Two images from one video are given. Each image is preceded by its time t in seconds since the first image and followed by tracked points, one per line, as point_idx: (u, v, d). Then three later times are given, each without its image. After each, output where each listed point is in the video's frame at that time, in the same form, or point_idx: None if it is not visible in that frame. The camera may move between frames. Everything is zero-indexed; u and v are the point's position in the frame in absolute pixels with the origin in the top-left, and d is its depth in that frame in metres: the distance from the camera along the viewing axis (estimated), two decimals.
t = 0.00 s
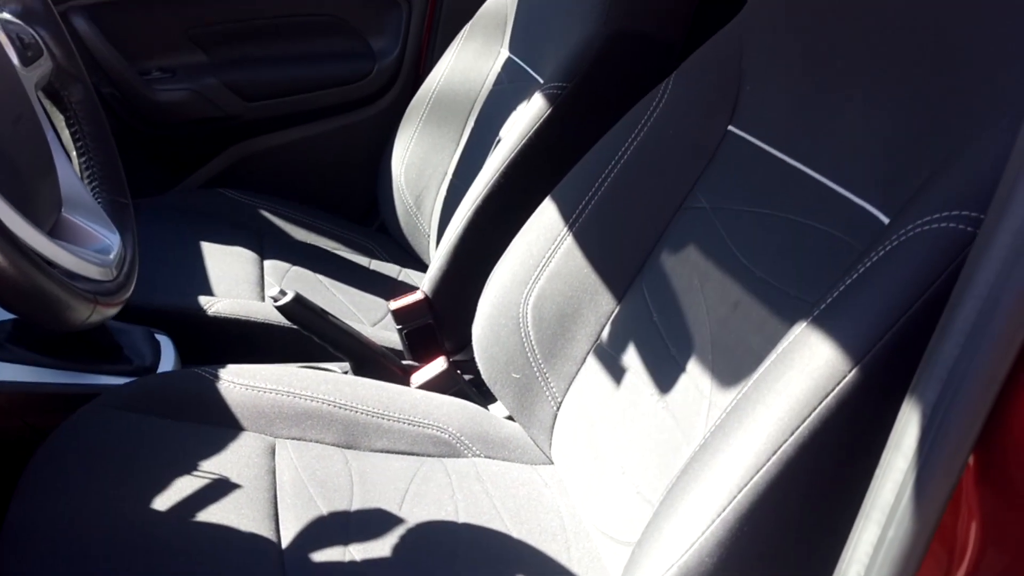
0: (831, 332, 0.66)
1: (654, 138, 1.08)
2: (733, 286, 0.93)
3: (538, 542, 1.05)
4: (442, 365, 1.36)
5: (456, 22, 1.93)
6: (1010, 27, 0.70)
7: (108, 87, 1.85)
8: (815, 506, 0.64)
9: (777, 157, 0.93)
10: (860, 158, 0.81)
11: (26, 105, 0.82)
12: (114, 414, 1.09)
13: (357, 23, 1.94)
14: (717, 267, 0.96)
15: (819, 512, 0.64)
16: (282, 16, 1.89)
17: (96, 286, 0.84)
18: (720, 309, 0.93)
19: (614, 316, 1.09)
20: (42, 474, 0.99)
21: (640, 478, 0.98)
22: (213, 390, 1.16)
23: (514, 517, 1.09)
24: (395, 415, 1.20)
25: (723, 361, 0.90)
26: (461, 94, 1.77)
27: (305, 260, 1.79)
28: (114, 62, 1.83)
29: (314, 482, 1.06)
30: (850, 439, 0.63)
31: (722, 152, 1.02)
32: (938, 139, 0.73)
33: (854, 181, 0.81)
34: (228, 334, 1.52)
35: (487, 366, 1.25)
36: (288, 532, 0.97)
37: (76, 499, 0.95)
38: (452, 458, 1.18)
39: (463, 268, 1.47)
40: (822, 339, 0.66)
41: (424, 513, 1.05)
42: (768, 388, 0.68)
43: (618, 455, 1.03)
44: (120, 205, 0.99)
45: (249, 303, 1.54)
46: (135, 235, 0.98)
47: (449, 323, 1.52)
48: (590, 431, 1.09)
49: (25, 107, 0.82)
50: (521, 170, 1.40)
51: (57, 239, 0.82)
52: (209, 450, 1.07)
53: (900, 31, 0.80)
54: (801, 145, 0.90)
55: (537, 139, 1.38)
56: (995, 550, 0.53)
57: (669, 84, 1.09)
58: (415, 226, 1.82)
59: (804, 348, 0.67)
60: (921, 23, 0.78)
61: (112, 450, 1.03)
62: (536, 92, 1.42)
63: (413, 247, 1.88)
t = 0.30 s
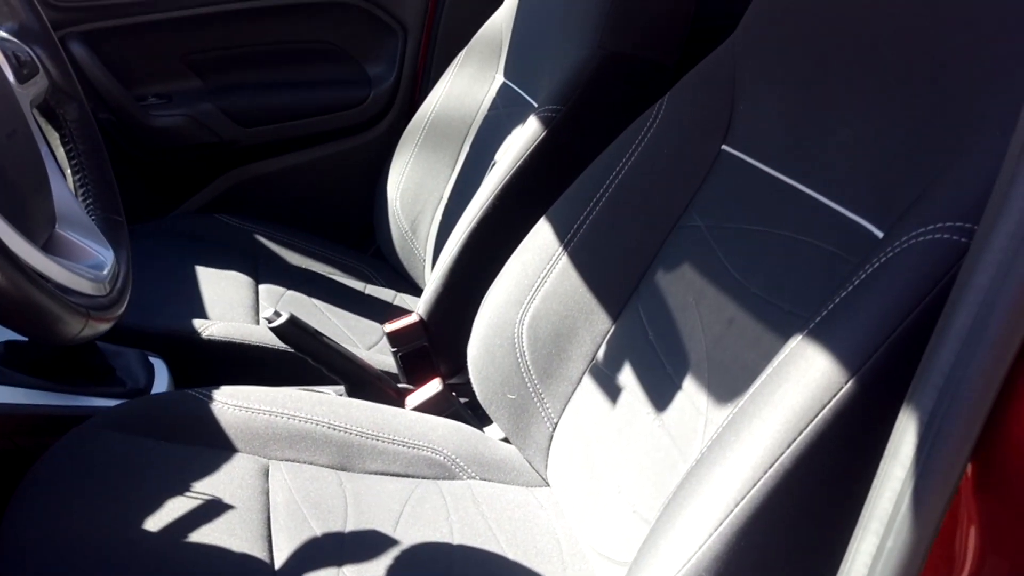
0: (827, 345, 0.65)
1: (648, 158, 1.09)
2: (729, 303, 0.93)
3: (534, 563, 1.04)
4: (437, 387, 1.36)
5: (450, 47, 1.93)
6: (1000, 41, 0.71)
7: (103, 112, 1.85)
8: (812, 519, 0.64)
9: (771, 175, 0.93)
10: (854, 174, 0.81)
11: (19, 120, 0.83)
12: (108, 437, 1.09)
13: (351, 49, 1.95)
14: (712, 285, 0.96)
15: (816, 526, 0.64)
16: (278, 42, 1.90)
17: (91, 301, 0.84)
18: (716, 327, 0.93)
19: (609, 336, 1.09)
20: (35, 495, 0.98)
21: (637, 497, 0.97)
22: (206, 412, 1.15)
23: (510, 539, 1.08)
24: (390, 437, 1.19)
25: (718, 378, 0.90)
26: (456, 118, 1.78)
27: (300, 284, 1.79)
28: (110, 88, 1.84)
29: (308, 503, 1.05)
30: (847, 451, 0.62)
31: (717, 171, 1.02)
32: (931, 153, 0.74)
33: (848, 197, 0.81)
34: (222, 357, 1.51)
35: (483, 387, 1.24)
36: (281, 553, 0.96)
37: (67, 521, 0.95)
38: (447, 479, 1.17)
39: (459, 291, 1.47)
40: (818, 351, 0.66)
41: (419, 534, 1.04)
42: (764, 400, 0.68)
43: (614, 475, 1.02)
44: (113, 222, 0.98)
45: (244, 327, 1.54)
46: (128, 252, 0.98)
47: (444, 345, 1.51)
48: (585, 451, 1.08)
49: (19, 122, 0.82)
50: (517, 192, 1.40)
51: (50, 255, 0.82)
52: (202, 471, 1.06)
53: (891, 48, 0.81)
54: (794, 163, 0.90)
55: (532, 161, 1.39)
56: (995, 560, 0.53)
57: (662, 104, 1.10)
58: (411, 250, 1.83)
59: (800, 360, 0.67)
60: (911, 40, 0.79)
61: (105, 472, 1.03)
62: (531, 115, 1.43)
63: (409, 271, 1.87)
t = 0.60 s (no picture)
0: (823, 357, 0.65)
1: (642, 177, 1.09)
2: (724, 320, 0.92)
3: None
4: (430, 409, 1.34)
5: (444, 73, 1.94)
6: (991, 53, 0.71)
7: (98, 138, 1.85)
8: (811, 534, 0.63)
9: (765, 192, 0.93)
10: (849, 189, 0.82)
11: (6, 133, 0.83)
12: (97, 459, 1.08)
13: (345, 75, 1.95)
14: (707, 302, 0.96)
15: (815, 541, 0.63)
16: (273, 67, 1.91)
17: (81, 314, 0.83)
18: (711, 342, 0.93)
19: (604, 355, 1.08)
20: (22, 518, 0.97)
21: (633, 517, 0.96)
22: (197, 434, 1.14)
23: (504, 561, 1.06)
24: (383, 459, 1.18)
25: (714, 396, 0.90)
26: (451, 142, 1.78)
27: (293, 308, 1.78)
28: (104, 114, 1.84)
29: (299, 525, 1.04)
30: (845, 463, 0.62)
31: (711, 190, 1.02)
32: (924, 167, 0.74)
33: (842, 211, 0.81)
34: (213, 380, 1.50)
35: (477, 408, 1.23)
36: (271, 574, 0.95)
37: (54, 542, 0.93)
38: (440, 502, 1.15)
39: (452, 314, 1.46)
40: (814, 363, 0.65)
41: (411, 556, 1.03)
42: (761, 413, 0.67)
43: (610, 495, 1.01)
44: (105, 238, 0.98)
45: (237, 351, 1.53)
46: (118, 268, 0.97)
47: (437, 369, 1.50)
48: (580, 472, 1.07)
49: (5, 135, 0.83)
50: (511, 213, 1.40)
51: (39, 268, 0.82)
52: (191, 493, 1.05)
53: (883, 62, 0.81)
54: (788, 179, 0.90)
55: (526, 183, 1.39)
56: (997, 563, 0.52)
57: (655, 124, 1.10)
58: (405, 274, 1.82)
59: (795, 373, 0.66)
60: (901, 55, 0.79)
61: (94, 494, 1.01)
62: (525, 137, 1.43)
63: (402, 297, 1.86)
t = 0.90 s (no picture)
0: (816, 366, 0.65)
1: (635, 194, 1.09)
2: (717, 335, 0.92)
3: None
4: (421, 429, 1.34)
5: (438, 97, 1.96)
6: (977, 69, 0.72)
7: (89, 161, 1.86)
8: (804, 543, 0.62)
9: (756, 208, 0.94)
10: (840, 203, 0.82)
11: None
12: (83, 476, 1.07)
13: (339, 99, 1.95)
14: (700, 318, 0.95)
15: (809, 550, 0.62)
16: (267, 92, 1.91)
17: (67, 322, 0.83)
18: (704, 357, 0.93)
19: (597, 372, 1.07)
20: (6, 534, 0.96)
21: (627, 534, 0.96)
22: (184, 451, 1.13)
23: None
24: (373, 479, 1.17)
25: (707, 411, 0.89)
26: (445, 164, 1.78)
27: (283, 329, 1.77)
28: (97, 137, 1.84)
29: (287, 543, 1.03)
30: (838, 470, 0.61)
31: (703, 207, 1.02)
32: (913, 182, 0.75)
33: (833, 225, 0.82)
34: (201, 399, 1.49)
35: (467, 425, 1.21)
36: None
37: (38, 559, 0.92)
38: (430, 523, 1.14)
39: (443, 333, 1.45)
40: (807, 371, 0.65)
41: None
42: (754, 423, 0.67)
43: (602, 513, 1.00)
44: (93, 249, 0.99)
45: (228, 373, 1.51)
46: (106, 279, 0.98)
47: (429, 389, 1.49)
48: (572, 490, 1.06)
49: None
50: (503, 233, 1.40)
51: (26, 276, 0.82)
52: (178, 509, 1.04)
53: (875, 79, 0.82)
54: (780, 194, 0.91)
55: (519, 203, 1.39)
56: (996, 565, 0.52)
57: (647, 143, 1.10)
58: (396, 297, 1.81)
59: (789, 382, 0.66)
60: (889, 72, 0.80)
61: (79, 511, 1.00)
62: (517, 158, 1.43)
63: (394, 320, 1.85)
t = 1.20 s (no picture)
0: (801, 378, 0.65)
1: (621, 214, 1.10)
2: (703, 351, 0.92)
3: None
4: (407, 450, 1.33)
5: (427, 123, 1.98)
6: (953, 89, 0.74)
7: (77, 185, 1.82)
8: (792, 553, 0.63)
9: (741, 227, 0.95)
10: (823, 221, 0.83)
11: None
12: (65, 495, 1.06)
13: (328, 126, 1.98)
14: (686, 336, 0.96)
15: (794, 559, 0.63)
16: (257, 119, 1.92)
17: (53, 331, 0.83)
18: (690, 373, 0.93)
19: (584, 393, 1.07)
20: None
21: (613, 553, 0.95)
22: (168, 470, 1.12)
23: None
24: (358, 499, 1.16)
25: (694, 428, 0.89)
26: (433, 189, 1.79)
27: (270, 352, 1.76)
28: (86, 161, 1.81)
29: (271, 563, 1.02)
30: (824, 481, 0.62)
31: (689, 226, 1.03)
32: (892, 199, 0.76)
33: (817, 242, 0.83)
34: (185, 421, 1.48)
35: (454, 445, 1.20)
36: None
37: None
38: (417, 544, 1.13)
39: (430, 357, 1.45)
40: (791, 383, 0.66)
41: None
42: (740, 435, 0.68)
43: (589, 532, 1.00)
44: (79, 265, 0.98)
45: (214, 394, 1.50)
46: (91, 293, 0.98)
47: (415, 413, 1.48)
48: (559, 511, 1.05)
49: None
50: (491, 255, 1.41)
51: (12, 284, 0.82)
52: (161, 528, 1.03)
53: (859, 100, 0.84)
54: (763, 213, 0.92)
55: (507, 225, 1.40)
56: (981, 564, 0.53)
57: (633, 165, 1.12)
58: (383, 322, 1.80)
59: (774, 395, 0.67)
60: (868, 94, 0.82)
61: (60, 529, 0.99)
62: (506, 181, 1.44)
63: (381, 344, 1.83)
